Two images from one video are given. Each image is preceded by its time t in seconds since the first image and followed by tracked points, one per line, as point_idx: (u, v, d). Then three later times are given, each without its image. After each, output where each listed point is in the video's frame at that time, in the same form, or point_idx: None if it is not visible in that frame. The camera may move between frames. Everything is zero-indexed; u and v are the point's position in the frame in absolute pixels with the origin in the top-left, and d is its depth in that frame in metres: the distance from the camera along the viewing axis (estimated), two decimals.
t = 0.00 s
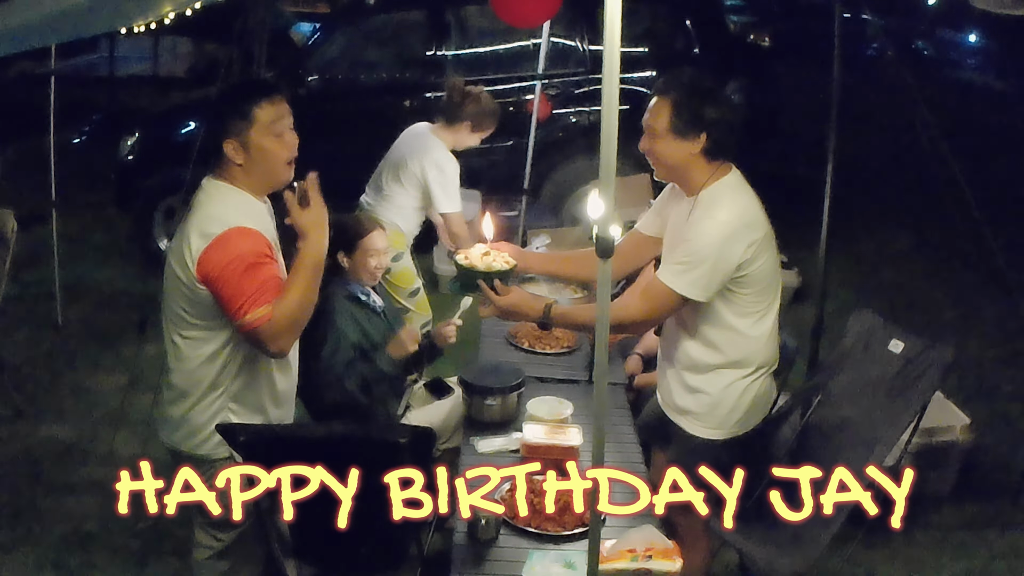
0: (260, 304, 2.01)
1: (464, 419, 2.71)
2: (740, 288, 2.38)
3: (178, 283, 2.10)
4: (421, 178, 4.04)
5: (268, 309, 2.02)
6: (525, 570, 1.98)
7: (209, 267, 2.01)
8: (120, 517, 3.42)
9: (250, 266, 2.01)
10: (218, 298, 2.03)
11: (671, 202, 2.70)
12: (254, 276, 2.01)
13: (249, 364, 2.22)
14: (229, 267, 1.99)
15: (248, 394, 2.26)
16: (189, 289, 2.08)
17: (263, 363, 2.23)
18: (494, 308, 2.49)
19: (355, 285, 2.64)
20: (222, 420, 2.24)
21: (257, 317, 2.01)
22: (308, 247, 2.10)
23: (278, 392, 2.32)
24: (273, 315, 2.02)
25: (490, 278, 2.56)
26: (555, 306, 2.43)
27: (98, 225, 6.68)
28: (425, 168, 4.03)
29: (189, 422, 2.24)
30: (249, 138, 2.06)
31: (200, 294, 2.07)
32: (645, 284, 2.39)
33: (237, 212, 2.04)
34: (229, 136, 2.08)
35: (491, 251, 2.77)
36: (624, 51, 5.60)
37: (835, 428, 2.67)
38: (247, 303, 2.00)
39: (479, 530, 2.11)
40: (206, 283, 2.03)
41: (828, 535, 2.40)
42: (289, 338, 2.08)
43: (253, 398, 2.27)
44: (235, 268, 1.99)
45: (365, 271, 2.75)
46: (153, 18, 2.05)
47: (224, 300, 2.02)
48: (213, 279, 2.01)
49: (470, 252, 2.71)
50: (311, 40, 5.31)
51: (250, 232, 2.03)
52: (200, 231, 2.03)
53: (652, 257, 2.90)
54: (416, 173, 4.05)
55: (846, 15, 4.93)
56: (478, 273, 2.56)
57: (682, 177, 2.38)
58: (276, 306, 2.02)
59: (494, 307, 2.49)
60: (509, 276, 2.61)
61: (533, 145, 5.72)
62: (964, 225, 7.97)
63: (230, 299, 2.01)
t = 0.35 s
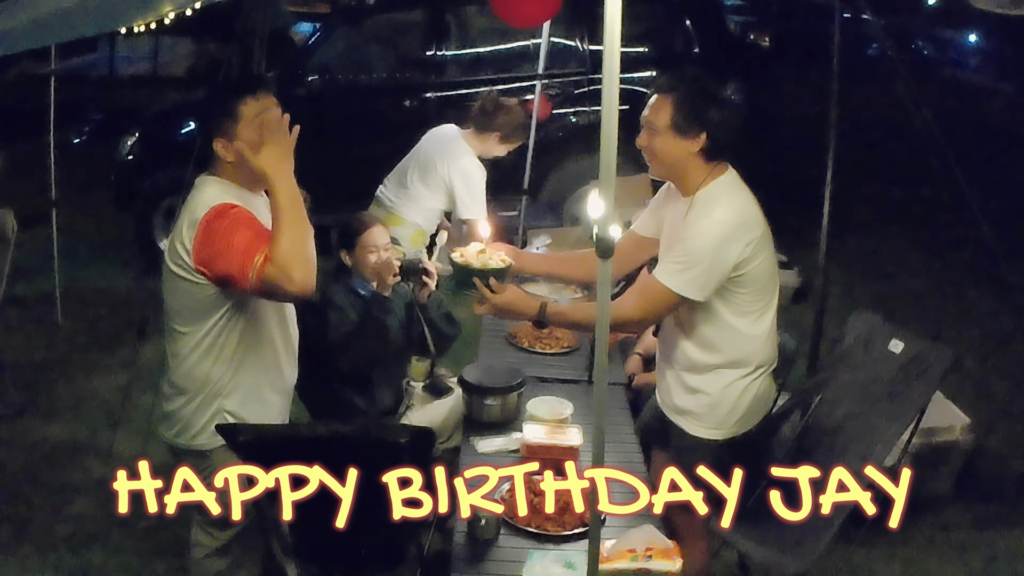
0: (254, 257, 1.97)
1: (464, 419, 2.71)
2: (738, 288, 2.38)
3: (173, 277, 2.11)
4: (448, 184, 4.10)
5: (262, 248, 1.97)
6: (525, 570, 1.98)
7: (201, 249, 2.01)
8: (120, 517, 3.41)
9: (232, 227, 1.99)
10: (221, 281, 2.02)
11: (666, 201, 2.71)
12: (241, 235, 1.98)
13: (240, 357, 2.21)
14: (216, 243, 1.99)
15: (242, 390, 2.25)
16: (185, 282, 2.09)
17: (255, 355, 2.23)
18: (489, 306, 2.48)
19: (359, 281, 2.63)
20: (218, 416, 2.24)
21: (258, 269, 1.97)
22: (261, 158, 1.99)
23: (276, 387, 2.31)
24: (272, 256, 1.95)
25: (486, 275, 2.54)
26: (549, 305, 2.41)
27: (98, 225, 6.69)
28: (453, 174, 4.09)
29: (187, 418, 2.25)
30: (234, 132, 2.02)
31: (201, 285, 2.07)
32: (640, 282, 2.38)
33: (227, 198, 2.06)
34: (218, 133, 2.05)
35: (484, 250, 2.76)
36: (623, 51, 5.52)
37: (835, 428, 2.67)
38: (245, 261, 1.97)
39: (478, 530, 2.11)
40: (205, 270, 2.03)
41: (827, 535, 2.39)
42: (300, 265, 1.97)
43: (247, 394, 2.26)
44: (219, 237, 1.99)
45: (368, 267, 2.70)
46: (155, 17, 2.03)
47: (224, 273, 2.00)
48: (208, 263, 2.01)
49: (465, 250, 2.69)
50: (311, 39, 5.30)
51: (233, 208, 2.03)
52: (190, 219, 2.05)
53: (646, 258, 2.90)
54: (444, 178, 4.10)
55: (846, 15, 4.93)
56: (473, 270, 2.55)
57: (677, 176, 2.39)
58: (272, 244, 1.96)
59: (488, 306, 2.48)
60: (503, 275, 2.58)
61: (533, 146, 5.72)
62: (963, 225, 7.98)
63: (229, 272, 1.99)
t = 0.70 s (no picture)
0: (255, 272, 1.98)
1: (465, 419, 2.71)
2: (737, 288, 2.38)
3: (176, 282, 2.11)
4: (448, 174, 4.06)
5: (265, 268, 1.99)
6: (525, 571, 1.98)
7: (201, 256, 2.01)
8: (120, 517, 3.41)
9: (238, 240, 2.00)
10: (218, 289, 2.02)
11: (664, 203, 2.71)
12: (245, 250, 1.99)
13: (243, 362, 2.22)
14: (219, 249, 1.99)
15: (244, 394, 2.26)
16: (187, 288, 2.10)
17: (257, 360, 2.24)
18: (488, 307, 2.49)
19: (361, 278, 2.59)
20: (219, 421, 2.25)
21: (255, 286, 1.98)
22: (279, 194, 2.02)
23: (276, 392, 2.32)
24: (272, 279, 1.98)
25: (485, 275, 2.51)
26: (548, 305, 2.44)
27: (99, 225, 6.68)
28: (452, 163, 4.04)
29: (187, 423, 2.25)
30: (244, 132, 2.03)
31: (199, 288, 2.07)
32: (638, 282, 2.38)
33: (226, 203, 2.06)
34: (225, 133, 2.06)
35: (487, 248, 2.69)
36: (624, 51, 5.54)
37: (835, 428, 2.67)
38: (243, 277, 1.98)
39: (479, 530, 2.11)
40: (203, 278, 2.03)
41: (827, 535, 2.39)
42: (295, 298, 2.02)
43: (250, 398, 2.26)
44: (223, 244, 1.99)
45: (370, 260, 2.62)
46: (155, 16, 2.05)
47: (221, 285, 2.01)
48: (206, 269, 2.00)
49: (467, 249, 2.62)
50: (312, 39, 5.23)
51: (235, 215, 2.04)
52: (192, 223, 2.04)
53: (645, 260, 2.89)
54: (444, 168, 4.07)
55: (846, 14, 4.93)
56: (473, 270, 2.52)
57: (675, 177, 2.39)
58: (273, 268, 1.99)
59: (488, 306, 2.49)
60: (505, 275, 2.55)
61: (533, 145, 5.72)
62: (963, 225, 7.97)
63: (227, 281, 1.99)
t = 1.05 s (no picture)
0: (251, 309, 1.99)
1: (465, 419, 2.71)
2: (737, 289, 2.38)
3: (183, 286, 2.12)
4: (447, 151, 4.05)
5: (259, 312, 1.99)
6: (525, 570, 1.98)
7: (208, 268, 2.01)
8: (121, 516, 3.41)
9: (248, 277, 2.00)
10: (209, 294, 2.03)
11: (664, 206, 2.70)
12: (255, 285, 2.00)
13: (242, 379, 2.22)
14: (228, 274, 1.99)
15: (242, 404, 2.27)
16: (192, 295, 2.10)
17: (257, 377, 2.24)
18: (490, 317, 2.52)
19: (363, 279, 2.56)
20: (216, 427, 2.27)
21: (240, 323, 1.99)
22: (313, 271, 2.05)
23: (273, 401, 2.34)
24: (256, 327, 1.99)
25: (488, 286, 2.53)
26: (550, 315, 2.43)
27: (99, 225, 6.67)
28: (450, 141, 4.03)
29: (185, 426, 2.27)
30: (287, 142, 2.11)
31: (200, 293, 2.08)
32: (637, 285, 2.38)
33: (245, 219, 2.06)
34: (265, 133, 2.09)
35: (488, 259, 2.71)
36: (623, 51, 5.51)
37: (835, 428, 2.66)
38: (227, 309, 1.99)
39: (479, 530, 2.11)
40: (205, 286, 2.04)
41: (827, 536, 2.40)
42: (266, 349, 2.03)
43: (247, 409, 2.28)
44: (234, 274, 1.99)
45: (374, 261, 2.62)
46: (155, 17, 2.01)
47: (214, 305, 2.02)
48: (210, 282, 2.01)
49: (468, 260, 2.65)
50: (312, 39, 5.25)
51: (259, 246, 2.04)
52: (210, 232, 2.03)
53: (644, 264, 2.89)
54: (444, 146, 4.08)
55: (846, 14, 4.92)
56: (477, 280, 2.53)
57: (673, 178, 2.37)
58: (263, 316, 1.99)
59: (490, 317, 2.52)
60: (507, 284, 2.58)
61: (533, 145, 5.72)
62: (963, 224, 7.97)
63: (222, 303, 2.00)
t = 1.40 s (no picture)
0: (254, 331, 2.05)
1: (465, 419, 2.71)
2: (737, 292, 2.37)
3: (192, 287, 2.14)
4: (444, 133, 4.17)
5: (259, 340, 2.07)
6: (525, 570, 1.98)
7: (226, 273, 2.04)
8: (121, 517, 3.41)
9: (262, 296, 2.04)
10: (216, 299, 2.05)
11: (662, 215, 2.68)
12: (268, 306, 2.05)
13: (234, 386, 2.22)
14: (245, 289, 2.02)
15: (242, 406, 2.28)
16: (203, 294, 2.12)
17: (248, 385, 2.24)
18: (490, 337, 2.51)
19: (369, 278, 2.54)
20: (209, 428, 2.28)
21: (239, 340, 2.04)
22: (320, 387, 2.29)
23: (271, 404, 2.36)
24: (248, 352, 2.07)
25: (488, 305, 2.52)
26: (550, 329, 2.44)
27: (100, 226, 6.66)
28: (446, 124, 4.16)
29: (180, 423, 2.29)
30: (330, 171, 2.16)
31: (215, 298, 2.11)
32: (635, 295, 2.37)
33: (274, 237, 2.09)
34: (309, 162, 2.14)
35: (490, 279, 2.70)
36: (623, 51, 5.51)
37: (835, 428, 2.66)
38: (228, 316, 2.02)
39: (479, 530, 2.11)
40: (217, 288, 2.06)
41: (827, 534, 2.40)
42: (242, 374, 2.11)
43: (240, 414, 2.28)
44: (250, 287, 2.02)
45: (377, 258, 2.55)
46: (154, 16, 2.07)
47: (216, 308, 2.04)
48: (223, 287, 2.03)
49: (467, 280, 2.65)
50: (311, 39, 5.40)
51: (282, 266, 2.07)
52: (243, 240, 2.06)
53: (642, 274, 2.87)
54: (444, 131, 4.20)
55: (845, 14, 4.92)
56: (476, 300, 2.52)
57: (666, 187, 2.36)
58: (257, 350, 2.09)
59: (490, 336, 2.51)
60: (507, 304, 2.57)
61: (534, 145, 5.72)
62: (963, 224, 7.97)
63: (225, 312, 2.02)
